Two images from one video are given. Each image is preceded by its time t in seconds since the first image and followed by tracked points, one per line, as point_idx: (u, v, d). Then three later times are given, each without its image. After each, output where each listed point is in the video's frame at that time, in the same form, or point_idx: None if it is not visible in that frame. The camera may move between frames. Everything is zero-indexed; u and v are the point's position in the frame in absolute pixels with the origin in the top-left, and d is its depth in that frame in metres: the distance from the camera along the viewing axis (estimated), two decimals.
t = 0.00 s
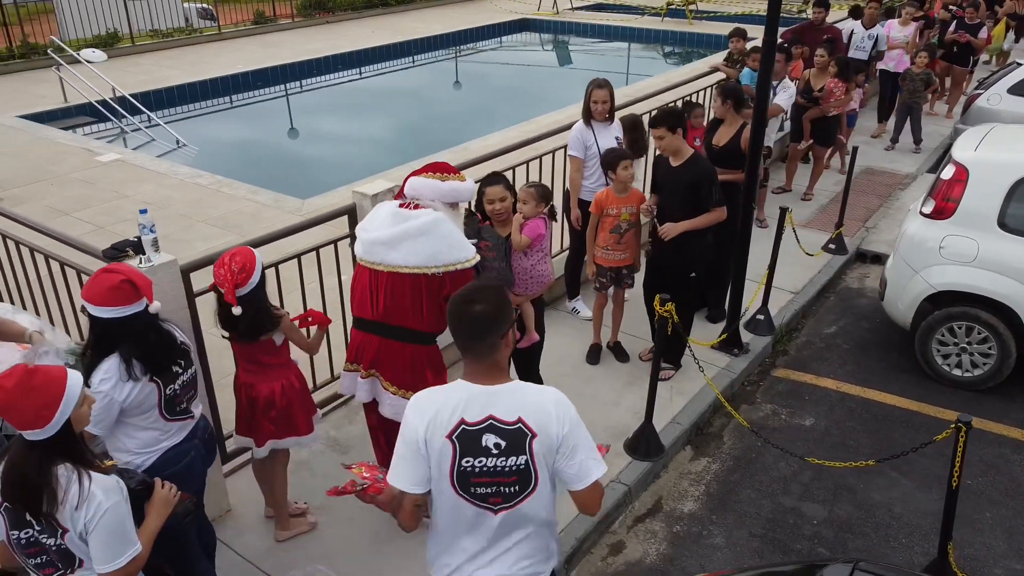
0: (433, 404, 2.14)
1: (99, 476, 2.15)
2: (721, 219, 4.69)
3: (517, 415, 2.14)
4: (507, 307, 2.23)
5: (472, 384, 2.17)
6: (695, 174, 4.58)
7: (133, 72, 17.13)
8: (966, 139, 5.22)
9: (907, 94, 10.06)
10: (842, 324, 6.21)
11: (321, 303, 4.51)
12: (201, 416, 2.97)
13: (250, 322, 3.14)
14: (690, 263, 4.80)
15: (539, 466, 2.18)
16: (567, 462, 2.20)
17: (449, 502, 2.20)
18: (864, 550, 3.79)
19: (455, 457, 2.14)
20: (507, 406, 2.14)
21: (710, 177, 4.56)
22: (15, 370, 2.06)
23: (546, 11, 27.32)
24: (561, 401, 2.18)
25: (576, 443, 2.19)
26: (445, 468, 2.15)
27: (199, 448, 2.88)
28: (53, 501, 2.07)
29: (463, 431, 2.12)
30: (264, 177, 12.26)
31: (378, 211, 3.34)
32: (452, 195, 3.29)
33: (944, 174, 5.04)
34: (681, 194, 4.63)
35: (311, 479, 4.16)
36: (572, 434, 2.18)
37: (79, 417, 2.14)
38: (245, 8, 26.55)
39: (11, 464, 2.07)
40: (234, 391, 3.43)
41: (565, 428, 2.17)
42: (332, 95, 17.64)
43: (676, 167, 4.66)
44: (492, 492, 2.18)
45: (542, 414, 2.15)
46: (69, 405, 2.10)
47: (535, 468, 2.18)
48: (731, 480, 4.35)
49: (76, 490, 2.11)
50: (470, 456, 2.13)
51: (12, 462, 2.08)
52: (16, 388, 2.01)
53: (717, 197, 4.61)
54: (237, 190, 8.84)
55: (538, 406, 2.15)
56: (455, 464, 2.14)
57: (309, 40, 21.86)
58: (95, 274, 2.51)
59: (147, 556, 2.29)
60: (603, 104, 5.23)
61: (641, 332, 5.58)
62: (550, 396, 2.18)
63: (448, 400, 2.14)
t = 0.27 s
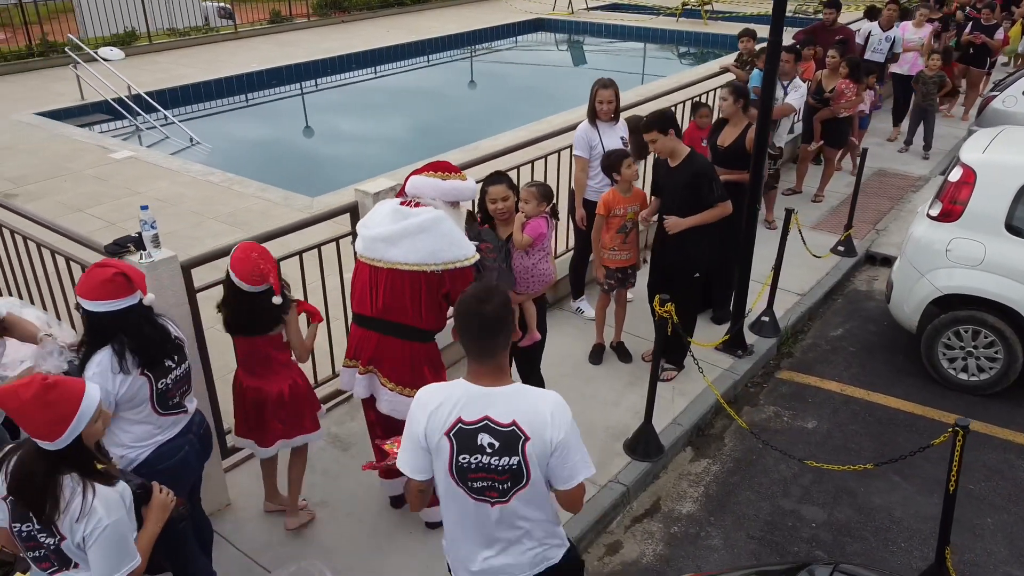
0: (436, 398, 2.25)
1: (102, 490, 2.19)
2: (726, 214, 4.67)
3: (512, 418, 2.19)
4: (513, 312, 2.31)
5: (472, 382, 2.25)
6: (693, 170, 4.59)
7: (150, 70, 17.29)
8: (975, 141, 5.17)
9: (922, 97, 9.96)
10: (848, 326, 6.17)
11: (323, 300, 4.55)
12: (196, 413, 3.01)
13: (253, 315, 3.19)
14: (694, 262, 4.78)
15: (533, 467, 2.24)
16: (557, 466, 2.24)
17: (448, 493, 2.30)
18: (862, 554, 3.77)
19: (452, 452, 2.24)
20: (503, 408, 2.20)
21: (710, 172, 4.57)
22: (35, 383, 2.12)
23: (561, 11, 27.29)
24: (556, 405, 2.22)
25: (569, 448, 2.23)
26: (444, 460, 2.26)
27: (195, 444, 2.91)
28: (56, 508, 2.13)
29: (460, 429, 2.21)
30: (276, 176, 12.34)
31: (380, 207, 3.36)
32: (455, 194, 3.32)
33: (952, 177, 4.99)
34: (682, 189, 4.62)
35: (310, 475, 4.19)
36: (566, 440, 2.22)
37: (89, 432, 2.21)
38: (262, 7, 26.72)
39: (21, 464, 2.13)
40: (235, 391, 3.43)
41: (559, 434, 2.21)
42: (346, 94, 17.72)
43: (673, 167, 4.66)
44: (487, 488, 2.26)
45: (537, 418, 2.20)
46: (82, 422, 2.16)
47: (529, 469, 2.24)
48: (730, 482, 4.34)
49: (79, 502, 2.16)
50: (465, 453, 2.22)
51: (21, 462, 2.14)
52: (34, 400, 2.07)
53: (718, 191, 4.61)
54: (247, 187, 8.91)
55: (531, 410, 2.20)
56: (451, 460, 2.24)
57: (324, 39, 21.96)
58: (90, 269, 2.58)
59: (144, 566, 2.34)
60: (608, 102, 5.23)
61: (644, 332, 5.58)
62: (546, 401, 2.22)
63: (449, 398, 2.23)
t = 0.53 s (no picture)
0: (454, 398, 2.16)
1: (118, 510, 2.23)
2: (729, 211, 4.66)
3: (531, 383, 2.22)
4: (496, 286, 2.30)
5: (482, 367, 2.21)
6: (695, 169, 4.59)
7: (166, 68, 17.45)
8: (982, 143, 5.12)
9: (937, 99, 9.86)
10: (854, 329, 6.13)
11: (325, 297, 4.58)
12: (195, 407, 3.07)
13: (260, 310, 3.14)
14: (696, 262, 4.76)
15: (558, 422, 2.30)
16: (571, 419, 2.34)
17: (485, 481, 2.24)
18: (859, 557, 3.75)
19: (488, 440, 2.19)
20: (520, 378, 2.21)
21: (711, 171, 4.57)
22: (67, 394, 2.17)
23: (576, 11, 27.25)
24: (559, 364, 2.31)
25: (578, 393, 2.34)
26: (479, 453, 2.19)
27: (193, 436, 2.98)
28: (68, 522, 2.17)
29: (491, 414, 2.17)
30: (288, 174, 12.42)
31: (377, 204, 3.37)
32: (452, 191, 3.37)
33: (958, 179, 4.95)
34: (684, 187, 4.61)
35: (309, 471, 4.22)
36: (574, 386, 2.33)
37: (115, 445, 2.26)
38: (278, 6, 26.90)
39: (44, 472, 2.18)
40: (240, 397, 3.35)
41: (567, 382, 2.31)
42: (359, 94, 17.80)
43: (675, 167, 4.66)
44: (526, 460, 2.27)
45: (549, 375, 2.27)
46: (107, 436, 2.20)
47: (556, 425, 2.30)
48: (729, 483, 4.33)
49: (92, 518, 2.19)
50: (503, 435, 2.18)
51: (43, 471, 2.20)
52: (63, 414, 2.12)
53: (721, 190, 4.59)
54: (257, 186, 8.98)
55: (547, 373, 2.26)
56: (489, 445, 2.19)
57: (339, 39, 22.07)
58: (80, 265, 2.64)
59: None
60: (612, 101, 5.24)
61: (647, 332, 5.57)
62: (548, 357, 2.30)
63: (469, 390, 2.16)
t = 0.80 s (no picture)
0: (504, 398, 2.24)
1: (124, 522, 2.17)
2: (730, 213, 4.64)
3: (552, 359, 2.44)
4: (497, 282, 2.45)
5: (513, 359, 2.34)
6: (697, 171, 4.58)
7: (181, 67, 17.60)
8: (990, 145, 5.07)
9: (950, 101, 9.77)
10: (859, 331, 6.09)
11: (327, 294, 4.61)
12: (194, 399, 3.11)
13: (273, 310, 3.14)
14: (697, 262, 4.73)
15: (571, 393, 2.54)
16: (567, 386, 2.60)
17: (542, 465, 2.35)
18: (855, 560, 3.73)
19: (545, 422, 2.32)
20: (543, 357, 2.41)
21: (713, 171, 4.56)
22: (82, 400, 2.12)
23: (590, 11, 27.21)
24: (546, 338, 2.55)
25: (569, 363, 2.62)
26: (538, 440, 2.30)
27: (193, 426, 3.02)
28: (76, 529, 2.11)
29: (541, 396, 2.31)
30: (299, 172, 12.49)
31: (373, 202, 3.38)
32: (447, 184, 3.34)
33: (964, 181, 4.90)
34: (686, 188, 4.60)
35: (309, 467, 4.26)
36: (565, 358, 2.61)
37: (128, 453, 2.20)
38: (293, 5, 27.07)
39: (57, 477, 2.12)
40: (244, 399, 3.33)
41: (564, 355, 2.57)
42: (372, 93, 17.87)
43: (677, 167, 4.66)
44: (567, 432, 2.45)
45: (554, 351, 2.50)
46: (121, 444, 2.15)
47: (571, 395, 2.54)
48: (727, 484, 4.32)
49: (99, 527, 2.13)
50: (553, 412, 2.35)
51: (55, 475, 2.14)
52: (78, 421, 2.06)
53: (723, 191, 4.58)
54: (267, 184, 9.04)
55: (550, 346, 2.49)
56: (547, 427, 2.32)
57: (353, 38, 22.16)
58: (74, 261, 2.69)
59: None
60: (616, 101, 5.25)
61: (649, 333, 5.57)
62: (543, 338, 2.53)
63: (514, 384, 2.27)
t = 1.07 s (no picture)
0: (541, 386, 2.26)
1: (119, 518, 2.16)
2: (730, 215, 4.61)
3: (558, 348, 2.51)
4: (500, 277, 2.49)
5: (533, 350, 2.38)
6: (698, 172, 4.55)
7: (196, 65, 17.76)
8: (997, 147, 5.03)
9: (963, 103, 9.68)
10: (864, 334, 6.05)
11: (328, 292, 4.64)
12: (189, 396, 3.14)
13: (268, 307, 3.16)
14: (698, 264, 4.68)
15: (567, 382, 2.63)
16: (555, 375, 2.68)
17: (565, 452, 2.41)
18: (851, 564, 3.72)
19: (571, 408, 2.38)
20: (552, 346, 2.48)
21: (715, 173, 4.52)
22: (76, 394, 2.12)
23: (604, 11, 27.16)
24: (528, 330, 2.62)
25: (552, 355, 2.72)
26: (566, 426, 2.36)
27: (189, 425, 3.05)
28: (71, 523, 2.10)
29: (565, 384, 2.37)
30: (310, 171, 12.57)
31: (362, 202, 3.38)
32: (431, 180, 3.24)
33: (970, 184, 4.86)
34: (686, 190, 4.58)
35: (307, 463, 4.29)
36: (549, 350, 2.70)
37: (124, 446, 2.21)
38: (309, 5, 27.22)
39: (54, 470, 2.13)
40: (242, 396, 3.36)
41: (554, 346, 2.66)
42: (385, 92, 17.94)
43: (678, 168, 4.64)
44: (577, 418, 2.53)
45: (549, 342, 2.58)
46: (116, 437, 2.15)
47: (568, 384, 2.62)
48: (725, 486, 4.31)
49: (95, 522, 2.12)
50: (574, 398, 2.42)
51: (54, 468, 2.14)
52: (73, 416, 2.07)
53: (724, 193, 4.55)
54: (277, 182, 9.11)
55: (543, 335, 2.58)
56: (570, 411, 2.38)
57: (367, 37, 22.26)
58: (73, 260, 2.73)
59: None
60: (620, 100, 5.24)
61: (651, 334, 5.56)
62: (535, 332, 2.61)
63: (544, 373, 2.31)
